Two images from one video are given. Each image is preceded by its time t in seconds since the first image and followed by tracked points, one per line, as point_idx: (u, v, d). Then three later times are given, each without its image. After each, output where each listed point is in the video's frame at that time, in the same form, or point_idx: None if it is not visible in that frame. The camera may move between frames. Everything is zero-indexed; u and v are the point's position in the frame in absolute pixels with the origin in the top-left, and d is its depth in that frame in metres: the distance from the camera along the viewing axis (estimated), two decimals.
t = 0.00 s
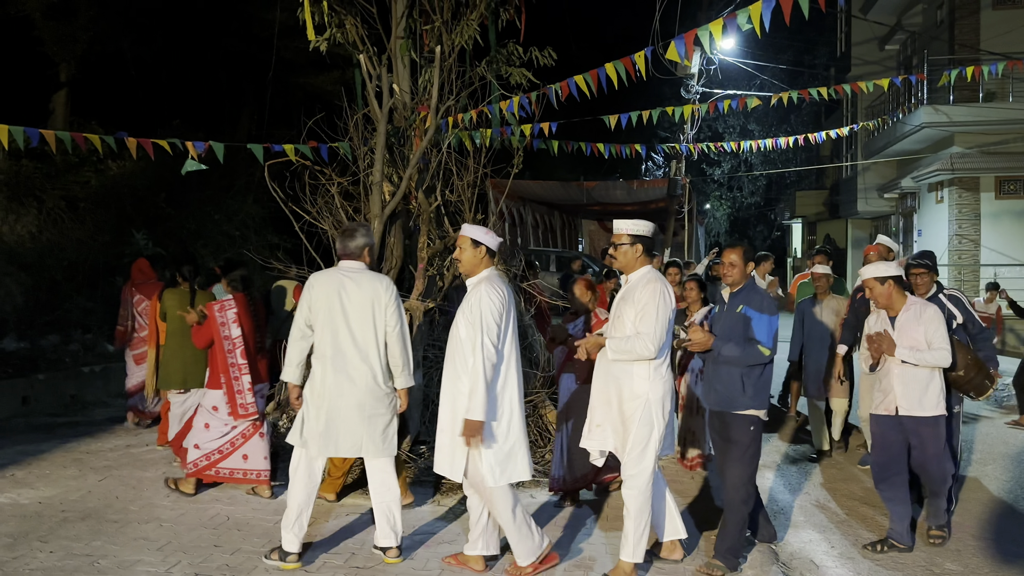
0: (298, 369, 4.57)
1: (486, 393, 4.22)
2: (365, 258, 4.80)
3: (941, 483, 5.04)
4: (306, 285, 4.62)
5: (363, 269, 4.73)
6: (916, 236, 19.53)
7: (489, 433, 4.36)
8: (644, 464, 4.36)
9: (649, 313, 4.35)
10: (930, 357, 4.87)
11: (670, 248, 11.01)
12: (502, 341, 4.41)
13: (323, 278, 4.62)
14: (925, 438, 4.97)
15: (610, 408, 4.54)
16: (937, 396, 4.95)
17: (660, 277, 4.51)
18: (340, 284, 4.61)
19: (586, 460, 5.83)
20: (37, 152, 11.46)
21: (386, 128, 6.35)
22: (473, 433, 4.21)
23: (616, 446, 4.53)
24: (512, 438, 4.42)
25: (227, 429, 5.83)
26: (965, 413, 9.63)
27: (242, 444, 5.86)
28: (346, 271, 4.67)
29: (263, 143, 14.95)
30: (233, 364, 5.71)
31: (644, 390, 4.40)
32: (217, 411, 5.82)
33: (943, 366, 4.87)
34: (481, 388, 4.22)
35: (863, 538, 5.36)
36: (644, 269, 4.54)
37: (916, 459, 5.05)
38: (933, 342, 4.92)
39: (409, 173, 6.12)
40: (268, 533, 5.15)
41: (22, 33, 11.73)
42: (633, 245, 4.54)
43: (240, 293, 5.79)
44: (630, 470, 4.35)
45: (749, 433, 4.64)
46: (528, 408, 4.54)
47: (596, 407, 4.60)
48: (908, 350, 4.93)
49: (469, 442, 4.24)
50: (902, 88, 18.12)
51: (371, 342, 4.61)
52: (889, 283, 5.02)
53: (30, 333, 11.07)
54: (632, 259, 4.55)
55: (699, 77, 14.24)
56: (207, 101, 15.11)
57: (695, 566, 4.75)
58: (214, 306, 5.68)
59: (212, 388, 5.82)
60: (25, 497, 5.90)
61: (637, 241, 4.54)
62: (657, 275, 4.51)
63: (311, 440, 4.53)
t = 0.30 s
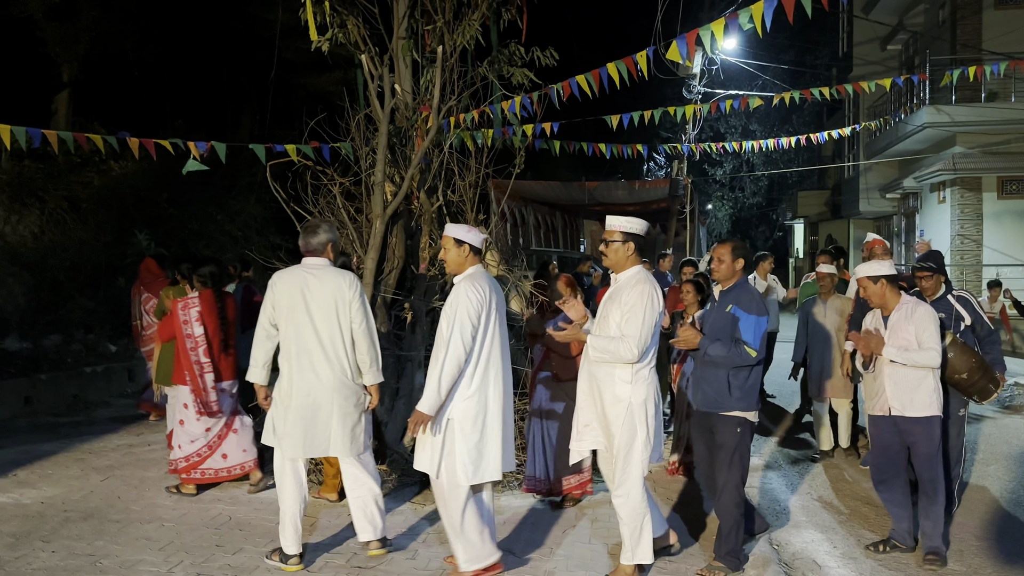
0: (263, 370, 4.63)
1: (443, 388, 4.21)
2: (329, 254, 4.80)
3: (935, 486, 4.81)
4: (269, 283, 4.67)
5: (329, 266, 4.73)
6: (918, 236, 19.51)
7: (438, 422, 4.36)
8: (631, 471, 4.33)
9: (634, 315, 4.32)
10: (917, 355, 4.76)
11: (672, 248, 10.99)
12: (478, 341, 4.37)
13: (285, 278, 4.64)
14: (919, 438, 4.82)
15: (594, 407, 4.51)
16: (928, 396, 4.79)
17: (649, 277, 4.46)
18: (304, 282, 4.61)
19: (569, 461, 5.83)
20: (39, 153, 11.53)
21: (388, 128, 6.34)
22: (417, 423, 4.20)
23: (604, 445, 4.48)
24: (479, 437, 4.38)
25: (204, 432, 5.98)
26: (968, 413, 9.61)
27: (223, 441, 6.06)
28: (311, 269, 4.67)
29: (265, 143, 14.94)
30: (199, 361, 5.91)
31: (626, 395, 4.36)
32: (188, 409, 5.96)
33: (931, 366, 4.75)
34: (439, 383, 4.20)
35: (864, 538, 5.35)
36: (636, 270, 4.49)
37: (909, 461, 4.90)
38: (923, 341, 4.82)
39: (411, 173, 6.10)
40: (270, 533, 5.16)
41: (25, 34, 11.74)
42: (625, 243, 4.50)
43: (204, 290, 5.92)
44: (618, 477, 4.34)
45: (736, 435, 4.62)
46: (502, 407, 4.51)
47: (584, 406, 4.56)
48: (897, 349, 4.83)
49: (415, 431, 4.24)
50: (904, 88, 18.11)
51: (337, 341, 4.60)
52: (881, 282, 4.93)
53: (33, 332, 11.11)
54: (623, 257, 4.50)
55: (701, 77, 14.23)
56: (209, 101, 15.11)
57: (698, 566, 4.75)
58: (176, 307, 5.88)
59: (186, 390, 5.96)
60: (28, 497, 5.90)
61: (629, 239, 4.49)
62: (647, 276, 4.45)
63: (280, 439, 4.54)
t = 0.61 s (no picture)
0: (252, 374, 4.64)
1: (426, 395, 4.15)
2: (313, 254, 4.75)
3: (932, 491, 4.66)
4: (255, 288, 4.67)
5: (312, 266, 4.70)
6: (920, 236, 19.48)
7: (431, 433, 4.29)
8: (623, 471, 4.33)
9: (622, 316, 4.29)
10: (913, 356, 4.64)
11: (674, 247, 10.98)
12: (451, 342, 4.29)
13: (270, 282, 4.63)
14: (914, 440, 4.72)
15: (581, 411, 4.48)
16: (926, 398, 4.68)
17: (637, 278, 4.43)
18: (285, 283, 4.60)
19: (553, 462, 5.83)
20: (41, 151, 11.29)
21: (390, 127, 6.33)
22: (415, 436, 4.15)
23: (590, 450, 4.44)
24: (462, 440, 4.33)
25: (181, 430, 6.03)
26: (970, 413, 9.59)
27: (199, 441, 6.05)
28: (294, 271, 4.64)
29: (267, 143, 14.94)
30: (171, 358, 6.05)
31: (615, 396, 4.34)
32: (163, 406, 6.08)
33: (928, 369, 4.61)
34: (419, 389, 4.15)
35: (866, 538, 5.34)
36: (623, 270, 4.47)
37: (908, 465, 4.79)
38: (922, 343, 4.69)
39: (412, 172, 6.09)
40: (272, 532, 5.16)
41: (27, 33, 11.73)
42: (610, 243, 4.49)
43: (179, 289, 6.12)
44: (612, 479, 4.32)
45: (727, 438, 4.57)
46: (487, 408, 4.46)
47: (569, 409, 4.53)
48: (895, 348, 4.74)
49: (414, 445, 4.20)
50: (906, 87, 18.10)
51: (319, 343, 4.57)
52: (885, 282, 4.90)
53: (35, 332, 11.15)
54: (609, 257, 4.49)
55: (703, 76, 14.22)
56: (210, 100, 15.11)
57: (699, 566, 4.74)
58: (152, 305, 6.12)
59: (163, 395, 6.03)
60: (30, 496, 5.91)
61: (614, 238, 4.49)
62: (635, 276, 4.44)
63: (270, 442, 4.54)
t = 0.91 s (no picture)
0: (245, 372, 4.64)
1: (394, 397, 4.06)
2: (307, 253, 4.75)
3: (932, 500, 4.51)
4: (248, 286, 4.66)
5: (306, 264, 4.71)
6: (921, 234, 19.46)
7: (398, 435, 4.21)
8: (611, 471, 4.33)
9: (608, 316, 4.28)
10: (924, 363, 4.49)
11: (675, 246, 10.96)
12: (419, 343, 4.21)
13: (263, 280, 4.63)
14: (916, 445, 4.58)
15: (562, 411, 4.45)
16: (931, 404, 4.51)
17: (621, 275, 4.42)
18: (278, 281, 4.60)
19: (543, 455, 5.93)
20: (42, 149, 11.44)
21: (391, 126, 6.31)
22: (382, 438, 4.04)
23: (566, 452, 4.42)
24: (429, 443, 4.22)
25: (172, 429, 6.03)
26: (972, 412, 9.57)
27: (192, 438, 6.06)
28: (286, 270, 4.64)
29: (268, 141, 14.91)
30: (151, 355, 5.99)
31: (600, 395, 4.32)
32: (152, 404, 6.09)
33: (938, 375, 4.46)
34: (388, 393, 4.05)
35: (866, 536, 5.34)
36: (606, 269, 4.45)
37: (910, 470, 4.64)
38: (933, 348, 4.52)
39: (414, 170, 6.08)
40: (273, 531, 5.15)
41: (28, 31, 11.72)
42: (594, 242, 4.46)
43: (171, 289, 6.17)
44: (603, 480, 4.32)
45: (715, 438, 4.50)
46: (466, 411, 4.41)
47: (551, 410, 4.51)
48: (905, 353, 4.56)
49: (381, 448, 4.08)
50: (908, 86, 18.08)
51: (313, 340, 4.57)
52: (901, 281, 4.67)
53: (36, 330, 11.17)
54: (592, 255, 4.47)
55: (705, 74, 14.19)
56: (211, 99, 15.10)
57: (697, 565, 4.74)
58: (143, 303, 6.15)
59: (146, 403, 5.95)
60: (31, 493, 5.91)
61: (598, 237, 4.45)
62: (619, 275, 4.42)
63: (265, 441, 4.53)
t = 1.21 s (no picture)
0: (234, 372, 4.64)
1: (359, 397, 4.16)
2: (298, 251, 4.74)
3: (937, 503, 4.50)
4: (237, 283, 4.63)
5: (295, 261, 4.70)
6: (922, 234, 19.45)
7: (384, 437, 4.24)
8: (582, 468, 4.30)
9: (589, 308, 4.28)
10: (934, 364, 4.45)
11: (676, 245, 10.93)
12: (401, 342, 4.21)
13: (254, 278, 4.62)
14: (922, 447, 4.57)
15: (541, 408, 4.43)
16: (937, 406, 4.50)
17: (601, 271, 4.42)
18: (270, 280, 4.59)
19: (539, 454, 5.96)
20: (43, 149, 11.24)
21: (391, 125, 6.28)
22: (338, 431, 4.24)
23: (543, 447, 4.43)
24: (417, 441, 4.22)
25: (161, 416, 6.28)
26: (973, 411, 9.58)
27: (180, 423, 6.33)
28: (277, 267, 4.64)
29: (270, 138, 14.63)
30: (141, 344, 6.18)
31: (580, 388, 4.31)
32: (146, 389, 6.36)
33: (946, 376, 4.44)
34: (356, 393, 4.14)
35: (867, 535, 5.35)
36: (586, 265, 4.45)
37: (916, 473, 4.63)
38: (944, 349, 4.50)
39: (414, 169, 6.05)
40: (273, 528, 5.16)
41: (29, 29, 11.72)
42: (575, 238, 4.45)
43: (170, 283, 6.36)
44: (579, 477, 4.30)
45: (682, 434, 4.48)
46: (452, 408, 4.40)
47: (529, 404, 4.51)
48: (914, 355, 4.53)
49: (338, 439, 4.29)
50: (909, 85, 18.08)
51: (306, 337, 4.58)
52: (910, 279, 4.64)
53: (36, 328, 11.22)
54: (573, 251, 4.46)
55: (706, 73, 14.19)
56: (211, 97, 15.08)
57: (697, 565, 4.73)
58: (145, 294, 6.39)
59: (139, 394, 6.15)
60: (32, 492, 5.91)
61: (578, 233, 4.44)
62: (599, 271, 4.42)
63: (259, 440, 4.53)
